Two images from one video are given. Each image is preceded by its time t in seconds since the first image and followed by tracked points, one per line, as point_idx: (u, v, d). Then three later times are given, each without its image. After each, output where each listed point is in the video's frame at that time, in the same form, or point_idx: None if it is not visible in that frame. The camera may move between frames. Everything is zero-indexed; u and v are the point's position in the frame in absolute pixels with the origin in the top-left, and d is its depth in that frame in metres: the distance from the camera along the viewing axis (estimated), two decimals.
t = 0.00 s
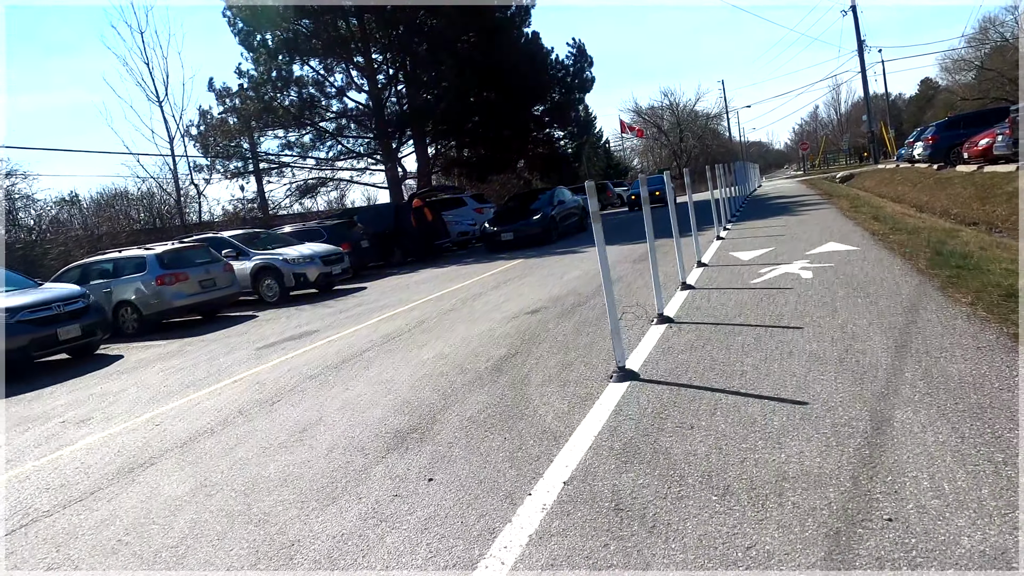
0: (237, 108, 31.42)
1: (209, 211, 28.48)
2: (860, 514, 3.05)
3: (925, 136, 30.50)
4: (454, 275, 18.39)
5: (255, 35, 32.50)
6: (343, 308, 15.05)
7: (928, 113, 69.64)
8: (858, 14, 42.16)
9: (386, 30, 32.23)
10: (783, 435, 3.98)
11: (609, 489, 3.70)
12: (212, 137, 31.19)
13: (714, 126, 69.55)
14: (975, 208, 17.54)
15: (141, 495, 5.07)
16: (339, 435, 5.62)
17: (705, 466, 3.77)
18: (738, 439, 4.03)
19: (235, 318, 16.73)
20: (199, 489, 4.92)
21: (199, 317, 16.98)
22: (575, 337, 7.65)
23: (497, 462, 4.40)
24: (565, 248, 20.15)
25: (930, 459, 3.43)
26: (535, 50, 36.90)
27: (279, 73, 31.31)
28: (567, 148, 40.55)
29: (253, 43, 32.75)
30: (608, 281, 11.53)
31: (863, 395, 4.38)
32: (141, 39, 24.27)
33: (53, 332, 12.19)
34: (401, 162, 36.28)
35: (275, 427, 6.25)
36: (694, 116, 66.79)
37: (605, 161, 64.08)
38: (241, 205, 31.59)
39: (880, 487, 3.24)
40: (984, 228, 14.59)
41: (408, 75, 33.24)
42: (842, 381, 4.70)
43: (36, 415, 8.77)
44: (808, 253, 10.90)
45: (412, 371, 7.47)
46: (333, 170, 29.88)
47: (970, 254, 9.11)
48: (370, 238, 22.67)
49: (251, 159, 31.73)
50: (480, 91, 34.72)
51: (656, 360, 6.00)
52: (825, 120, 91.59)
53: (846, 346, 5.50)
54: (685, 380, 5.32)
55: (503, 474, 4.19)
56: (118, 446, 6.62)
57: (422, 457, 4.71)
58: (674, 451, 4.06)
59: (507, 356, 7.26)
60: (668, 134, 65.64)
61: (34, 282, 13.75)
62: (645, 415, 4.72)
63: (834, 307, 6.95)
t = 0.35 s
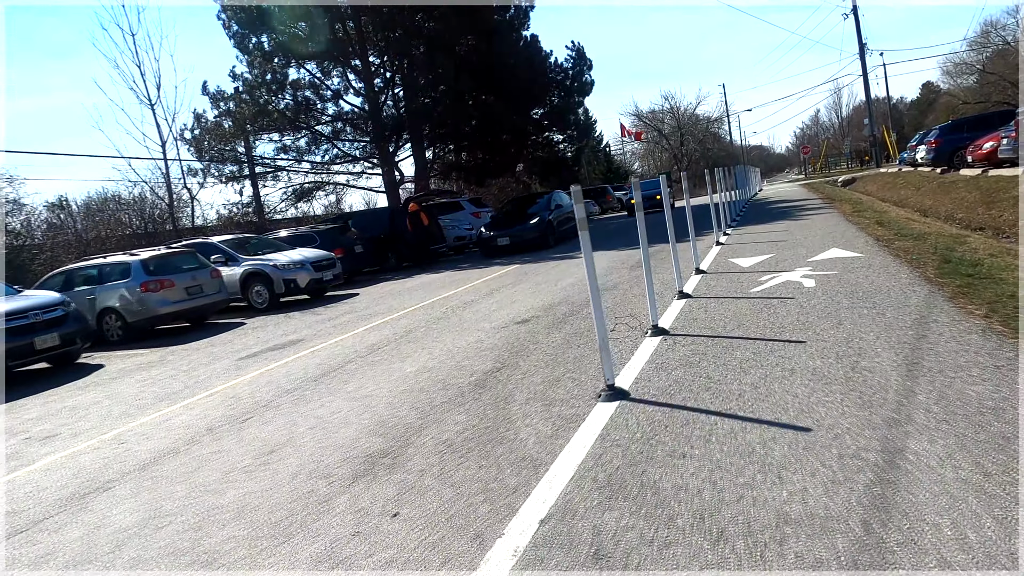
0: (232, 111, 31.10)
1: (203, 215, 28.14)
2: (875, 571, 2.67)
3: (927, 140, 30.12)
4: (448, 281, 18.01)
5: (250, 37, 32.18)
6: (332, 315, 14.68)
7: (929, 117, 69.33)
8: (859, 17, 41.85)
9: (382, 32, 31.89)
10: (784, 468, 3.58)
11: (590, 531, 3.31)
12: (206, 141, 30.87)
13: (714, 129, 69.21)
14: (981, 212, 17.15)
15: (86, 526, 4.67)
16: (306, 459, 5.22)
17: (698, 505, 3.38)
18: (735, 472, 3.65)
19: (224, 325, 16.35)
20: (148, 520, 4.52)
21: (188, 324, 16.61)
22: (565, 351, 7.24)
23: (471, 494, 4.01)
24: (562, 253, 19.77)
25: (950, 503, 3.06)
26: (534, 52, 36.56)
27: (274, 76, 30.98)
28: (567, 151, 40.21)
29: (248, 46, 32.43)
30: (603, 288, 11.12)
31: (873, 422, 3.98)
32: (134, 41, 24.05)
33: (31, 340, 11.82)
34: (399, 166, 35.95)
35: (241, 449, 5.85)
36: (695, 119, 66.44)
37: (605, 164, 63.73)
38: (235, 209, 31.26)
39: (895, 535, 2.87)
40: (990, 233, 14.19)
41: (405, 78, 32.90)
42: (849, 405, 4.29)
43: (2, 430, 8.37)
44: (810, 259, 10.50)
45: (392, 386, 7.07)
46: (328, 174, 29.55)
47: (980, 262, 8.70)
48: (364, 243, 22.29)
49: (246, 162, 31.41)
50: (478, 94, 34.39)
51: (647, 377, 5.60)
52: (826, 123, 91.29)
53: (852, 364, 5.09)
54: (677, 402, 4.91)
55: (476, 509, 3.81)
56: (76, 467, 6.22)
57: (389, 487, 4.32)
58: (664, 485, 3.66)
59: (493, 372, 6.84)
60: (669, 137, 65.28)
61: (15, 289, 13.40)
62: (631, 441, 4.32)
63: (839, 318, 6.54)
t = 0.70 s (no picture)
0: (224, 112, 30.65)
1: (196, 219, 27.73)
2: None
3: (930, 140, 29.66)
4: (442, 285, 17.52)
5: (243, 37, 31.70)
6: (322, 321, 14.23)
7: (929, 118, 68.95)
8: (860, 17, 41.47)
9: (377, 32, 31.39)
10: (799, 515, 3.15)
11: None
12: (199, 142, 30.44)
13: (714, 131, 68.85)
14: (988, 215, 16.71)
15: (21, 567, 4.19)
16: (268, 490, 4.75)
17: (698, 564, 2.92)
18: (743, 520, 3.19)
19: (211, 331, 15.88)
20: (86, 564, 4.05)
21: (174, 330, 16.14)
22: (557, 365, 6.77)
23: (442, 540, 3.55)
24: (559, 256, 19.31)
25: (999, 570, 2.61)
26: (532, 53, 36.10)
27: (267, 76, 30.53)
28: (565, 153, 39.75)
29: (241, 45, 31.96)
30: (600, 295, 10.64)
31: (898, 457, 3.54)
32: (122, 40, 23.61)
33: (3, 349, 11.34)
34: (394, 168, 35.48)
35: (201, 475, 5.37)
36: (695, 120, 66.03)
37: (604, 166, 63.23)
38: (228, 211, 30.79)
39: None
40: (999, 236, 13.73)
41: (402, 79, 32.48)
42: (871, 434, 3.84)
43: None
44: (816, 265, 10.05)
45: (373, 402, 6.60)
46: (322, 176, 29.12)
47: (997, 269, 8.25)
48: (357, 246, 21.80)
49: (239, 164, 31.02)
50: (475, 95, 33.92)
51: (644, 398, 5.12)
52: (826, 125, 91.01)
53: (870, 386, 4.61)
54: (676, 429, 4.45)
55: (448, 560, 3.34)
56: (25, 493, 5.73)
57: (353, 528, 3.86)
58: (662, 534, 3.20)
59: (479, 389, 6.35)
60: (669, 138, 64.87)
61: None
62: (626, 476, 3.87)
63: (852, 332, 6.07)
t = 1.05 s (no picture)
0: (214, 111, 30.20)
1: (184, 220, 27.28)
2: None
3: (930, 140, 29.27)
4: (430, 288, 17.08)
5: (234, 34, 31.24)
6: (304, 325, 13.80)
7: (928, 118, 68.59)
8: (859, 16, 41.06)
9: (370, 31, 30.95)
10: (789, 571, 2.74)
11: None
12: (189, 141, 30.00)
13: (713, 131, 68.46)
14: (990, 216, 16.30)
15: None
16: (209, 524, 4.31)
17: None
18: None
19: (193, 335, 15.44)
20: None
21: (154, 334, 15.70)
22: (537, 379, 6.35)
23: None
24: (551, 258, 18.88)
25: None
26: (528, 52, 35.64)
27: (257, 75, 30.08)
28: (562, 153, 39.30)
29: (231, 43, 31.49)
30: (588, 301, 10.20)
31: (903, 498, 3.13)
32: (108, 38, 23.10)
33: None
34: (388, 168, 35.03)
35: (143, 502, 4.94)
36: (693, 120, 65.61)
37: (602, 166, 62.85)
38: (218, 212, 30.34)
39: None
40: (1003, 239, 13.30)
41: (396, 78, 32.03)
42: (871, 469, 3.43)
43: None
44: (813, 270, 9.63)
45: (339, 419, 6.17)
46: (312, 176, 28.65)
47: (1002, 274, 7.84)
48: (346, 248, 21.34)
49: (229, 163, 30.57)
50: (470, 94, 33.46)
51: (625, 421, 4.70)
52: (825, 125, 90.66)
53: (870, 409, 4.19)
54: (655, 458, 4.04)
55: None
56: None
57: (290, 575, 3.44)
58: None
59: (450, 405, 5.92)
60: (667, 139, 64.45)
61: None
62: (596, 516, 3.46)
63: (850, 345, 5.64)
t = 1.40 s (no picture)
0: (207, 112, 29.81)
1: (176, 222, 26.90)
2: None
3: (934, 140, 28.90)
4: (423, 292, 16.67)
5: (227, 34, 30.82)
6: (290, 333, 13.40)
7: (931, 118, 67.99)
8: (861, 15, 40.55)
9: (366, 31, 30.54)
10: None
11: None
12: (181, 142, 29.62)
13: (714, 131, 67.96)
14: (996, 219, 15.87)
15: None
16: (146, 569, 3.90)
17: None
18: None
19: (178, 341, 15.05)
20: None
21: (139, 340, 15.31)
22: (519, 398, 5.93)
23: None
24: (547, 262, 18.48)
25: None
26: (527, 52, 35.21)
27: (251, 75, 29.68)
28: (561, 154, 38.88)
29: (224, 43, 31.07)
30: (581, 309, 9.77)
31: (920, 558, 2.72)
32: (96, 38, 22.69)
33: None
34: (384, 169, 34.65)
35: (87, 537, 4.54)
36: (694, 120, 65.08)
37: (602, 167, 62.40)
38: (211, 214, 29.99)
39: None
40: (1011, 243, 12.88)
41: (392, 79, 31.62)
42: (884, 520, 3.02)
43: None
44: (814, 277, 9.21)
45: (307, 442, 5.76)
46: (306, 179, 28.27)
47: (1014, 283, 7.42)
48: (339, 251, 20.94)
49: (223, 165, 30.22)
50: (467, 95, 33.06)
51: (608, 450, 4.28)
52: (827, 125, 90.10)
53: (879, 443, 3.76)
54: (639, 498, 3.63)
55: None
56: None
57: None
58: None
59: (425, 427, 5.51)
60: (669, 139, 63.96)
61: None
62: (569, 570, 3.06)
63: (855, 363, 5.21)
